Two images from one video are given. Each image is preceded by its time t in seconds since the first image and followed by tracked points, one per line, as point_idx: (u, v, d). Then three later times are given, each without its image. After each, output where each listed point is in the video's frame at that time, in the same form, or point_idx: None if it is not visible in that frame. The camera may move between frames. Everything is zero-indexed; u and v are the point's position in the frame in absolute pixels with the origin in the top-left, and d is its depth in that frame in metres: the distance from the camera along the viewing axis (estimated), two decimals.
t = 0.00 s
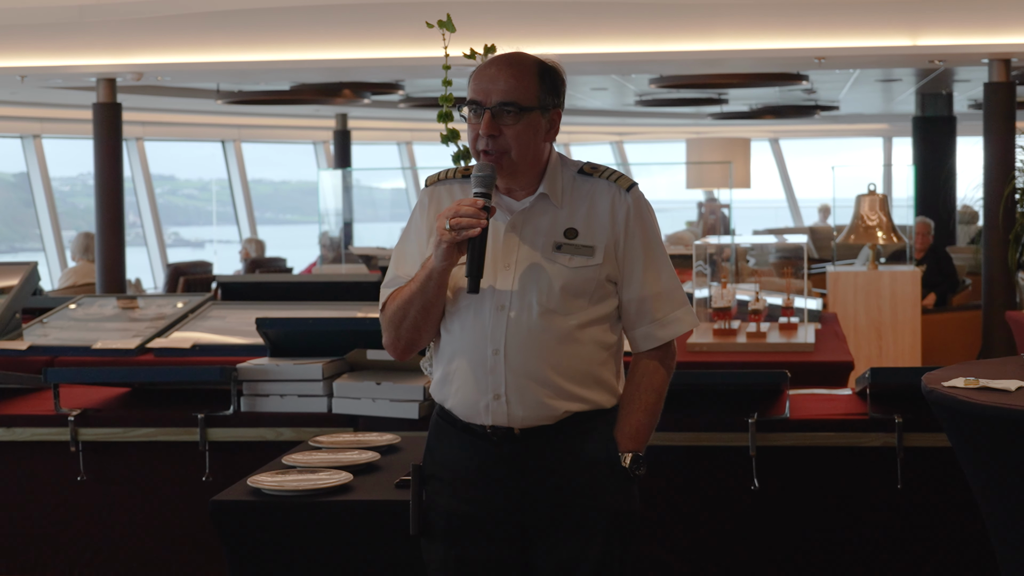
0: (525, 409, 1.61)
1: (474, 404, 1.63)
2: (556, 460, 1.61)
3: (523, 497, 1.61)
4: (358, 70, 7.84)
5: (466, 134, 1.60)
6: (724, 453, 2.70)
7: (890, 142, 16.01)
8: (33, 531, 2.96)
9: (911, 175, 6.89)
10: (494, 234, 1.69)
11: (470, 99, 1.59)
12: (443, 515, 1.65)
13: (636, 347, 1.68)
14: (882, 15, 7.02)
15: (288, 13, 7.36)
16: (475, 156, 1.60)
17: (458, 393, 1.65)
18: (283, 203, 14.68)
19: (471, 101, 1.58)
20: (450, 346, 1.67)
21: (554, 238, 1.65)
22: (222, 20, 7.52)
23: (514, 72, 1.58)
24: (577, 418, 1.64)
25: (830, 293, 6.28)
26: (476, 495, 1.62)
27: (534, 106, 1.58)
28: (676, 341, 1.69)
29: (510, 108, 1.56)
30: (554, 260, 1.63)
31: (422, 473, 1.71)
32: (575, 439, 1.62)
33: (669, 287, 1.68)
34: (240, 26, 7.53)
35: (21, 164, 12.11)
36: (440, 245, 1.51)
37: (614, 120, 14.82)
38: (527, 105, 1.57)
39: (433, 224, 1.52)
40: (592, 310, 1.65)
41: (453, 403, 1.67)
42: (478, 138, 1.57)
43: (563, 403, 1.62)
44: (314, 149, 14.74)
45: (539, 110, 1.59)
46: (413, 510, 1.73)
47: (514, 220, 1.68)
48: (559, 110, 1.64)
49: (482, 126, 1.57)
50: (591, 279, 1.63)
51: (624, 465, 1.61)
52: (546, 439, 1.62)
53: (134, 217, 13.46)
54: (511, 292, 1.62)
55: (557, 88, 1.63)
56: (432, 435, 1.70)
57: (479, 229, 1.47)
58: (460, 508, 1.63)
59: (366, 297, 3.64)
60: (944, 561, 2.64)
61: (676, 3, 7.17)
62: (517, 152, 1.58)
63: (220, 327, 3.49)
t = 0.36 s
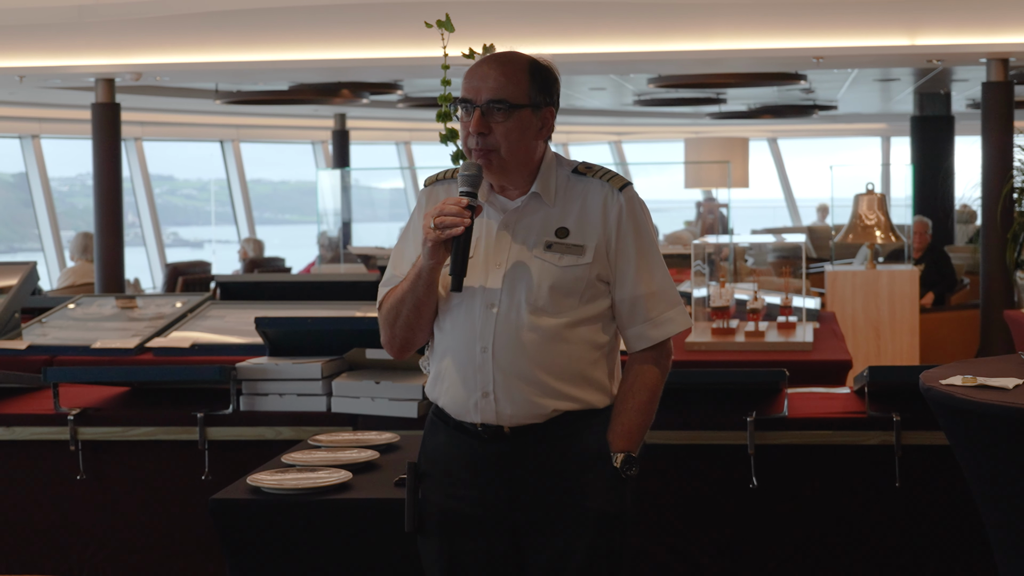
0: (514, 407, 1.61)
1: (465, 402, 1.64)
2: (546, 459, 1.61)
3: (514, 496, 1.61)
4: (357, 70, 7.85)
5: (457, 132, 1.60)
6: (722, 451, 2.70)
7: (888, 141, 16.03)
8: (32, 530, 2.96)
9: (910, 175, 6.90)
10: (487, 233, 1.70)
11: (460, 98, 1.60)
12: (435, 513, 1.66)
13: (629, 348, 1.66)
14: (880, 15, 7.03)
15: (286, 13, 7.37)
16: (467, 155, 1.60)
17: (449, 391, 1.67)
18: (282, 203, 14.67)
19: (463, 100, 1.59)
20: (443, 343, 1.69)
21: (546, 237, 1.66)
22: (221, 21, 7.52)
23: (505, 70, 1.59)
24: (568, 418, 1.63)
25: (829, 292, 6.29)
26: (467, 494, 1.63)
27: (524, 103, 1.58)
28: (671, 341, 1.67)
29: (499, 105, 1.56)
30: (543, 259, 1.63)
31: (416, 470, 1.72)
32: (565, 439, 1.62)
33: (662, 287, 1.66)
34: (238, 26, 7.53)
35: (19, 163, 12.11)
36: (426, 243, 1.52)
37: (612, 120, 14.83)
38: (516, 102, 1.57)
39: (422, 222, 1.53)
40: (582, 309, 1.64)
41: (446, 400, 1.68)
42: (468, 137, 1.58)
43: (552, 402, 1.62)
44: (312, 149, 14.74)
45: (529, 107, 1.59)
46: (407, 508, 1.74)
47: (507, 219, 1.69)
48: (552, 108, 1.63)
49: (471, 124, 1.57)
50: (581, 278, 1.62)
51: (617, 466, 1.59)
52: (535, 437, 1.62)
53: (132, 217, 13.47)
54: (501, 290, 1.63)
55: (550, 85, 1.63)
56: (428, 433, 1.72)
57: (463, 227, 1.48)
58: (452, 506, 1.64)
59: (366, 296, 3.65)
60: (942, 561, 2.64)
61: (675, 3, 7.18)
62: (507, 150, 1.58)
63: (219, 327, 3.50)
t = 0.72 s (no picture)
0: (512, 406, 1.62)
1: (462, 402, 1.65)
2: (541, 458, 1.61)
3: (508, 495, 1.61)
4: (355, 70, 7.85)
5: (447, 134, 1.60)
6: (719, 450, 2.71)
7: (886, 141, 16.03)
8: (31, 531, 2.96)
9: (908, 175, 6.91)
10: (480, 233, 1.70)
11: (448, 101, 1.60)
12: (430, 511, 1.65)
13: (626, 343, 1.67)
14: (878, 15, 7.04)
15: (285, 13, 7.39)
16: (458, 156, 1.60)
17: (446, 392, 1.67)
18: (281, 204, 14.67)
19: (450, 102, 1.59)
20: (439, 345, 1.69)
21: (540, 236, 1.66)
22: (220, 20, 7.52)
23: (491, 70, 1.59)
24: (565, 415, 1.64)
25: (828, 292, 6.30)
26: (462, 492, 1.63)
27: (512, 102, 1.58)
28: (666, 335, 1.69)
29: (487, 105, 1.57)
30: (539, 258, 1.64)
31: (410, 469, 1.71)
32: (562, 437, 1.63)
33: (657, 281, 1.68)
34: (236, 25, 7.53)
35: (18, 164, 12.10)
36: (419, 244, 1.52)
37: (610, 120, 14.83)
38: (504, 101, 1.57)
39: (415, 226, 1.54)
40: (578, 307, 1.65)
41: (442, 400, 1.68)
42: (458, 138, 1.58)
43: (550, 400, 1.63)
44: (311, 149, 14.73)
45: (517, 105, 1.59)
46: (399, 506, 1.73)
47: (499, 219, 1.69)
48: (539, 106, 1.64)
49: (460, 125, 1.58)
50: (576, 275, 1.63)
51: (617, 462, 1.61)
52: (532, 434, 1.62)
53: (131, 217, 13.44)
54: (496, 289, 1.64)
55: (537, 84, 1.64)
56: (423, 431, 1.71)
57: (456, 226, 1.48)
58: (447, 504, 1.63)
59: (365, 296, 3.66)
60: (940, 562, 2.64)
61: (673, 3, 7.19)
62: (498, 149, 1.58)
63: (218, 326, 3.50)
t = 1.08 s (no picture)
0: (520, 405, 1.61)
1: (467, 402, 1.62)
2: (545, 456, 1.62)
3: (513, 495, 1.61)
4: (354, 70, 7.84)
5: (451, 134, 1.59)
6: (718, 450, 2.71)
7: (885, 141, 16.03)
8: (30, 531, 2.96)
9: (906, 175, 6.91)
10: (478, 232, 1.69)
11: (452, 102, 1.60)
12: (433, 514, 1.63)
13: (624, 338, 1.72)
14: (877, 15, 7.05)
15: (284, 13, 7.38)
16: (462, 157, 1.59)
17: (450, 393, 1.64)
18: (279, 203, 14.67)
19: (455, 103, 1.59)
20: (438, 345, 1.66)
21: (541, 234, 1.67)
22: (219, 20, 7.51)
23: (496, 71, 1.60)
24: (570, 412, 1.65)
25: (826, 292, 6.31)
26: (465, 493, 1.61)
27: (517, 103, 1.60)
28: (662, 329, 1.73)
29: (496, 106, 1.58)
30: (543, 256, 1.64)
31: (407, 472, 1.68)
32: (566, 434, 1.63)
33: (654, 276, 1.72)
34: (236, 25, 7.52)
35: (17, 163, 12.10)
36: (430, 245, 1.50)
37: (609, 120, 14.82)
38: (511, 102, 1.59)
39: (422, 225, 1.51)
40: (580, 304, 1.66)
41: (443, 401, 1.66)
42: (465, 138, 1.58)
43: (557, 397, 1.63)
44: (309, 149, 14.73)
45: (520, 107, 1.61)
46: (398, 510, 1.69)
47: (497, 219, 1.68)
48: (536, 110, 1.66)
49: (469, 125, 1.57)
50: (579, 272, 1.65)
51: (623, 456, 1.66)
52: (536, 432, 1.62)
53: (130, 216, 13.43)
54: (501, 288, 1.63)
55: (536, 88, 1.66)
56: (417, 433, 1.68)
57: (470, 226, 1.47)
58: (451, 505, 1.62)
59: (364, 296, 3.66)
60: (938, 562, 2.65)
61: (672, 3, 7.19)
62: (505, 148, 1.59)
63: (216, 326, 3.50)
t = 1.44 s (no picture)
0: (530, 404, 1.61)
1: (477, 404, 1.61)
2: (549, 456, 1.62)
3: (520, 497, 1.61)
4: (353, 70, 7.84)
5: (458, 133, 1.59)
6: (717, 450, 2.71)
7: (883, 141, 16.04)
8: (29, 531, 2.96)
9: (904, 175, 6.92)
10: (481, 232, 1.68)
11: (459, 100, 1.59)
12: (439, 519, 1.62)
13: (623, 336, 1.74)
14: (876, 15, 7.05)
15: (284, 13, 7.37)
16: (469, 157, 1.59)
17: (458, 394, 1.62)
18: (278, 203, 14.68)
19: (463, 101, 1.59)
20: (444, 346, 1.63)
21: (546, 233, 1.66)
22: (217, 20, 7.52)
23: (503, 70, 1.60)
24: (576, 410, 1.66)
25: (824, 292, 6.31)
26: (472, 496, 1.60)
27: (523, 102, 1.61)
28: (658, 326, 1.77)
29: (505, 104, 1.58)
30: (551, 256, 1.64)
31: (407, 478, 1.66)
32: (570, 433, 1.64)
33: (651, 275, 1.75)
34: (234, 25, 7.53)
35: (15, 163, 12.08)
36: (443, 245, 1.48)
37: (607, 120, 14.82)
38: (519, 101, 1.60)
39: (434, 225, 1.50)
40: (583, 302, 1.67)
41: (449, 403, 1.63)
42: (473, 138, 1.58)
43: (564, 396, 1.64)
44: (308, 149, 14.74)
45: (526, 106, 1.62)
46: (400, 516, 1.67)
47: (500, 219, 1.67)
48: (538, 110, 1.67)
49: (478, 124, 1.57)
50: (584, 271, 1.66)
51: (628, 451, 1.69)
52: (543, 433, 1.62)
53: (128, 216, 13.40)
54: (510, 288, 1.62)
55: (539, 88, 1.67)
56: (416, 438, 1.66)
57: (486, 226, 1.46)
58: (457, 509, 1.61)
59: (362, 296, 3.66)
60: (936, 561, 2.65)
61: (670, 3, 7.19)
62: (513, 147, 1.59)
63: (215, 326, 3.50)
